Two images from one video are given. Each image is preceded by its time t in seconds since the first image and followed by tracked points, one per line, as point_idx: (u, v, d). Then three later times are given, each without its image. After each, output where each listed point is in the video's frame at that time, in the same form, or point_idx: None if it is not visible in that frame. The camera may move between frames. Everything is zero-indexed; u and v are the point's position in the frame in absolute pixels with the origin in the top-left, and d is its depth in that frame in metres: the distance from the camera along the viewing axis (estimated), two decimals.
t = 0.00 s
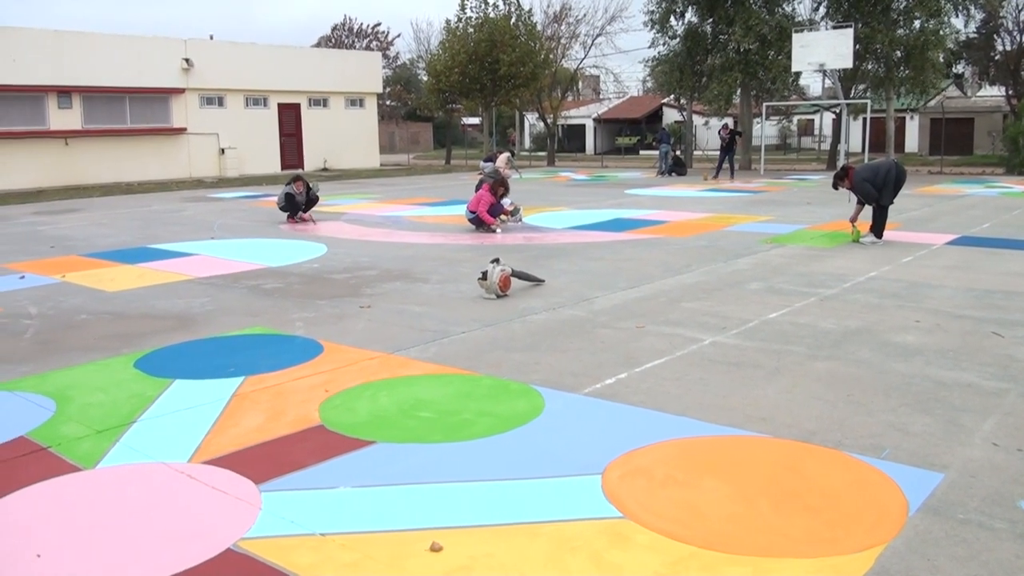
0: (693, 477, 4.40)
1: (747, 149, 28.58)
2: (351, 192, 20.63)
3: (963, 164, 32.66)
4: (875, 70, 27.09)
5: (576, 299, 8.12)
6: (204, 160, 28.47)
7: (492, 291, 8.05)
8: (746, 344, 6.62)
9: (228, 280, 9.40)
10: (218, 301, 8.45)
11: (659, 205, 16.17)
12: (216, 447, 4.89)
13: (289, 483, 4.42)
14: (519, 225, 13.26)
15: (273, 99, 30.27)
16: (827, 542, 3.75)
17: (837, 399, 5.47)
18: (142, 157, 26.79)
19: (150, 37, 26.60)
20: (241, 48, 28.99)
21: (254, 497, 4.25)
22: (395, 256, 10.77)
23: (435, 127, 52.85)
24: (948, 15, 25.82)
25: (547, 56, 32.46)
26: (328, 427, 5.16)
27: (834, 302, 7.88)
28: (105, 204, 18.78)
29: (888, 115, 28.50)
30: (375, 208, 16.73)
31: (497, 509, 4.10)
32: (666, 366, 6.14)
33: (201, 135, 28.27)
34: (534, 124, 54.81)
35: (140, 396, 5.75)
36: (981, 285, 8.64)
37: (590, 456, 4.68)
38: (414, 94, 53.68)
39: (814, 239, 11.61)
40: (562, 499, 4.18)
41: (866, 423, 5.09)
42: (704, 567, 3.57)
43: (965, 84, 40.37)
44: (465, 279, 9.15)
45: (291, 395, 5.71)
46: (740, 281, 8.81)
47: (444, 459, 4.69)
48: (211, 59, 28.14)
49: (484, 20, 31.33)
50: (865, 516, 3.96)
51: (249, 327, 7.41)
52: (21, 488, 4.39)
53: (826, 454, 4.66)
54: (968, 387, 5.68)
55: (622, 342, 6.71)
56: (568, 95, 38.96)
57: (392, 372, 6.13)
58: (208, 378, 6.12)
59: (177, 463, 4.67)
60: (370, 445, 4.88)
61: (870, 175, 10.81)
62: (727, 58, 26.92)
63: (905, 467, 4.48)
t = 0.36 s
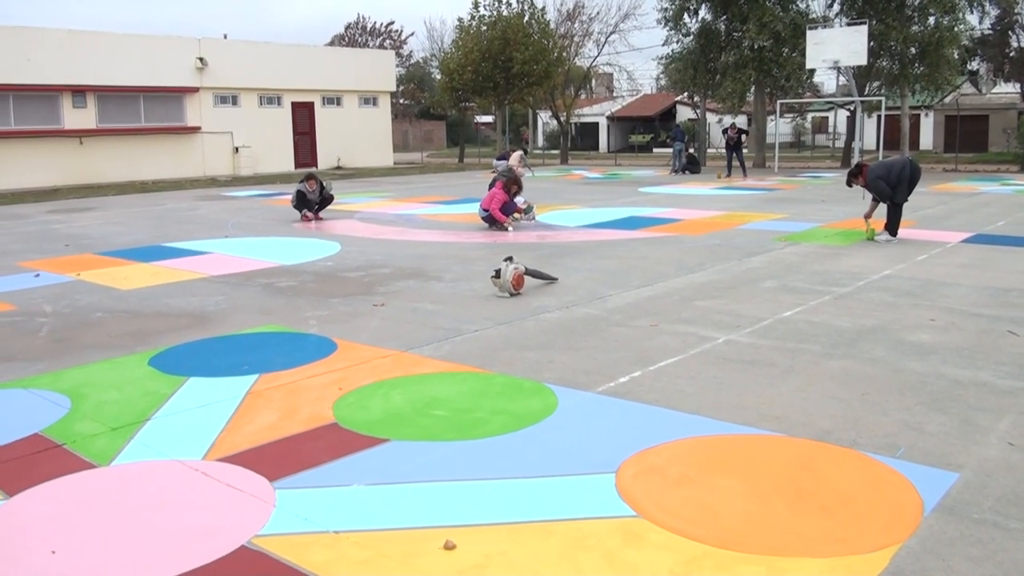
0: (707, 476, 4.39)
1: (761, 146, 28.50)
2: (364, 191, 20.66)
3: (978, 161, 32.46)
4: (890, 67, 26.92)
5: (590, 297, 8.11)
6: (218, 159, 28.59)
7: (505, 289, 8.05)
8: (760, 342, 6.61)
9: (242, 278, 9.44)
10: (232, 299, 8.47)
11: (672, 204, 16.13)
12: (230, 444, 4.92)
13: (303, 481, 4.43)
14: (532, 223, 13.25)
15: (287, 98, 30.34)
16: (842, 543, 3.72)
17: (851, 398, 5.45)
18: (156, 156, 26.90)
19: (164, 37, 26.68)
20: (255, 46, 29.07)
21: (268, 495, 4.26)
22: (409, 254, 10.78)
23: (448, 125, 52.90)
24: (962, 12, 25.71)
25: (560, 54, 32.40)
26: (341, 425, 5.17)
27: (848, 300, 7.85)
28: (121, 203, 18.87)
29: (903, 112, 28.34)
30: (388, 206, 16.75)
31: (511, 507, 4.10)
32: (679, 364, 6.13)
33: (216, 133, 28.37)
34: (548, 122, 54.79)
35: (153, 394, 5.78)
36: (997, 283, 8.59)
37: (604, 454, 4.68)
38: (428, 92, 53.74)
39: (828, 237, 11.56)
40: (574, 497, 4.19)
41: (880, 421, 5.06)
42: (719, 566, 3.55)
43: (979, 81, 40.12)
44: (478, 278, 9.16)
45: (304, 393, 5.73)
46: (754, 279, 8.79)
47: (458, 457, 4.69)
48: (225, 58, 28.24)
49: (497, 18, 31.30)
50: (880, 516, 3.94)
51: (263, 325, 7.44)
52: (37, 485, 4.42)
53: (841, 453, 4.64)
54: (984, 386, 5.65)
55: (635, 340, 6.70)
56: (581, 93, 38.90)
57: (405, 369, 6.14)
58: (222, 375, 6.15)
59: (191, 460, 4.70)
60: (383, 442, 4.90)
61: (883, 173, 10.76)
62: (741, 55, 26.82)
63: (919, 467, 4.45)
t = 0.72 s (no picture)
0: (722, 474, 4.38)
1: (775, 143, 28.40)
2: (379, 189, 20.72)
3: (995, 158, 32.24)
4: (905, 63, 26.79)
5: (605, 295, 8.10)
6: (234, 158, 28.73)
7: (520, 286, 8.05)
8: (776, 340, 6.59)
9: (257, 277, 9.47)
10: (248, 297, 8.51)
11: (687, 201, 16.09)
12: (247, 442, 4.94)
13: (319, 477, 4.45)
14: (547, 221, 13.25)
15: (302, 96, 30.41)
16: (859, 542, 3.71)
17: (868, 396, 5.42)
18: (171, 154, 27.04)
19: (179, 36, 26.79)
20: (270, 45, 29.16)
21: (284, 492, 4.28)
22: (423, 252, 10.80)
23: (462, 123, 52.93)
24: (978, 8, 25.57)
25: (574, 52, 32.34)
26: (358, 422, 5.19)
27: (864, 298, 7.81)
28: (137, 201, 18.97)
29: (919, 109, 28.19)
30: (403, 204, 16.78)
31: (526, 505, 4.10)
32: (695, 362, 6.12)
33: (231, 132, 28.49)
34: (562, 119, 54.75)
35: (169, 391, 5.81)
36: (1015, 280, 8.53)
37: (619, 453, 4.68)
38: (442, 90, 53.78)
39: (844, 234, 11.51)
40: (590, 495, 4.19)
41: (896, 420, 5.04)
42: (734, 565, 3.55)
43: (996, 77, 39.80)
44: (493, 275, 9.16)
45: (320, 391, 5.75)
46: (770, 277, 8.75)
47: (472, 455, 4.70)
48: (239, 57, 28.33)
49: (511, 16, 31.28)
50: (896, 515, 3.92)
51: (278, 323, 7.47)
52: (57, 481, 4.46)
53: (857, 452, 4.62)
54: (1001, 384, 5.61)
55: (651, 338, 6.69)
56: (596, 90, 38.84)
57: (420, 367, 6.16)
58: (238, 373, 6.17)
59: (207, 458, 4.72)
60: (398, 440, 4.91)
61: (899, 169, 10.70)
62: (756, 52, 26.71)
63: (937, 465, 4.43)
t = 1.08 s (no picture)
0: (740, 472, 4.38)
1: (792, 139, 28.28)
2: (395, 187, 20.77)
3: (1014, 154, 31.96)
4: (923, 58, 26.61)
5: (621, 292, 8.10)
6: (251, 156, 28.88)
7: (536, 284, 8.06)
8: (793, 337, 6.57)
9: (275, 275, 9.52)
10: (265, 295, 8.56)
11: (704, 198, 16.04)
12: (265, 439, 4.97)
13: (336, 475, 4.47)
14: (563, 219, 13.25)
15: (318, 95, 30.50)
16: (876, 540, 3.69)
17: (886, 394, 5.40)
18: (188, 153, 27.19)
19: (196, 36, 26.93)
20: (287, 44, 29.27)
21: (301, 489, 4.30)
22: (440, 250, 10.82)
23: (478, 121, 52.94)
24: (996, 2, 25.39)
25: (590, 49, 32.29)
26: (375, 420, 5.22)
27: (882, 295, 7.77)
28: (155, 200, 19.07)
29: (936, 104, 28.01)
30: (419, 202, 16.82)
31: (543, 503, 4.11)
32: (713, 359, 6.11)
33: (247, 131, 28.62)
34: (577, 117, 54.69)
35: (187, 388, 5.86)
36: None
37: (636, 451, 4.68)
38: (457, 88, 53.85)
39: (861, 231, 11.45)
40: (606, 493, 4.19)
41: (914, 418, 5.01)
42: (752, 563, 3.55)
43: (1015, 72, 39.47)
44: (509, 273, 9.18)
45: (337, 388, 5.79)
46: (787, 274, 8.72)
47: (489, 452, 4.71)
48: (256, 56, 28.45)
49: (527, 14, 31.28)
50: (914, 513, 3.91)
51: (295, 321, 7.51)
52: (77, 477, 4.51)
53: (875, 450, 4.60)
54: (1021, 382, 5.57)
55: (667, 335, 6.69)
56: (611, 88, 38.76)
57: (437, 365, 6.17)
58: (255, 371, 6.21)
59: (225, 455, 4.76)
60: (415, 437, 4.93)
61: (913, 166, 10.66)
62: (772, 48, 26.60)
63: (955, 464, 4.41)
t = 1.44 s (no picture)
0: (757, 470, 4.37)
1: (810, 137, 28.11)
2: (411, 185, 20.80)
3: None
4: (941, 54, 26.28)
5: (638, 290, 8.09)
6: (268, 155, 29.04)
7: (552, 282, 8.07)
8: (811, 335, 6.54)
9: (292, 273, 9.56)
10: (282, 292, 8.61)
11: (721, 196, 15.97)
12: (282, 436, 5.00)
13: (354, 472, 4.50)
14: (579, 216, 13.24)
15: (335, 93, 30.59)
16: (894, 540, 3.68)
17: (904, 393, 5.37)
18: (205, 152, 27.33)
19: (214, 35, 27.08)
20: (304, 43, 29.38)
21: (319, 486, 4.33)
22: (456, 248, 10.84)
23: (494, 119, 52.93)
24: None
25: (607, 47, 32.23)
26: (392, 417, 5.24)
27: (901, 293, 7.73)
28: (173, 198, 19.18)
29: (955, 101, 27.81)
30: (435, 200, 16.85)
31: (560, 501, 4.12)
32: (730, 357, 6.10)
33: (264, 129, 28.76)
34: (593, 115, 54.60)
35: (205, 385, 5.90)
36: None
37: (653, 449, 4.68)
38: (473, 86, 53.87)
39: (879, 229, 11.38)
40: (621, 491, 4.19)
41: (932, 417, 4.99)
42: (768, 562, 3.54)
43: None
44: (526, 271, 9.18)
45: (354, 385, 5.81)
46: (804, 272, 8.69)
47: (506, 450, 4.72)
48: (273, 55, 28.57)
49: (543, 12, 31.28)
50: (932, 513, 3.89)
51: (312, 318, 7.54)
52: (96, 473, 4.56)
53: (893, 449, 4.58)
54: None
55: (684, 333, 6.68)
56: (628, 85, 38.67)
57: (454, 362, 6.19)
58: (272, 368, 6.25)
59: (243, 452, 4.79)
60: (432, 435, 4.95)
61: (930, 164, 10.56)
62: (790, 45, 26.49)
63: (974, 464, 4.38)
